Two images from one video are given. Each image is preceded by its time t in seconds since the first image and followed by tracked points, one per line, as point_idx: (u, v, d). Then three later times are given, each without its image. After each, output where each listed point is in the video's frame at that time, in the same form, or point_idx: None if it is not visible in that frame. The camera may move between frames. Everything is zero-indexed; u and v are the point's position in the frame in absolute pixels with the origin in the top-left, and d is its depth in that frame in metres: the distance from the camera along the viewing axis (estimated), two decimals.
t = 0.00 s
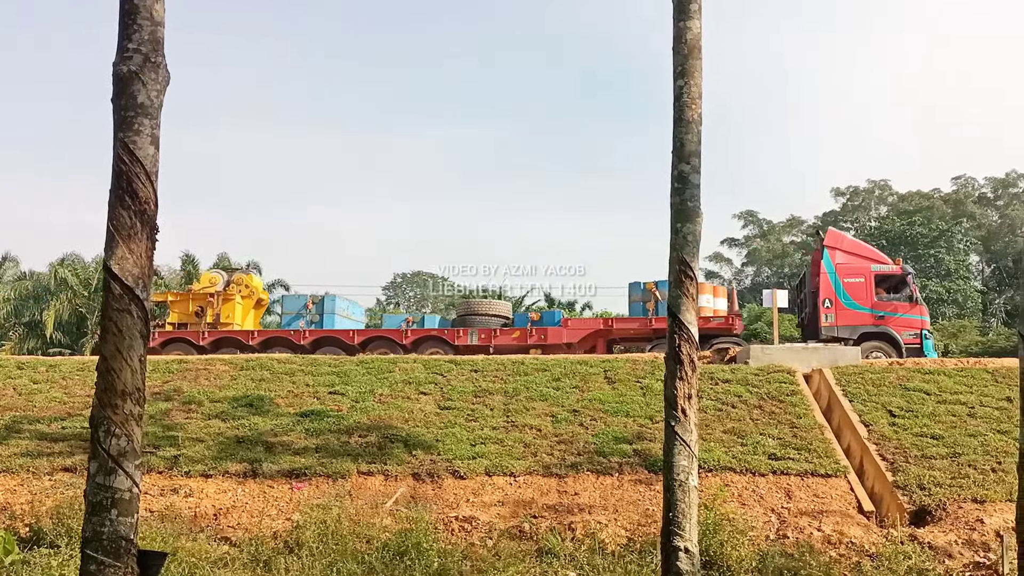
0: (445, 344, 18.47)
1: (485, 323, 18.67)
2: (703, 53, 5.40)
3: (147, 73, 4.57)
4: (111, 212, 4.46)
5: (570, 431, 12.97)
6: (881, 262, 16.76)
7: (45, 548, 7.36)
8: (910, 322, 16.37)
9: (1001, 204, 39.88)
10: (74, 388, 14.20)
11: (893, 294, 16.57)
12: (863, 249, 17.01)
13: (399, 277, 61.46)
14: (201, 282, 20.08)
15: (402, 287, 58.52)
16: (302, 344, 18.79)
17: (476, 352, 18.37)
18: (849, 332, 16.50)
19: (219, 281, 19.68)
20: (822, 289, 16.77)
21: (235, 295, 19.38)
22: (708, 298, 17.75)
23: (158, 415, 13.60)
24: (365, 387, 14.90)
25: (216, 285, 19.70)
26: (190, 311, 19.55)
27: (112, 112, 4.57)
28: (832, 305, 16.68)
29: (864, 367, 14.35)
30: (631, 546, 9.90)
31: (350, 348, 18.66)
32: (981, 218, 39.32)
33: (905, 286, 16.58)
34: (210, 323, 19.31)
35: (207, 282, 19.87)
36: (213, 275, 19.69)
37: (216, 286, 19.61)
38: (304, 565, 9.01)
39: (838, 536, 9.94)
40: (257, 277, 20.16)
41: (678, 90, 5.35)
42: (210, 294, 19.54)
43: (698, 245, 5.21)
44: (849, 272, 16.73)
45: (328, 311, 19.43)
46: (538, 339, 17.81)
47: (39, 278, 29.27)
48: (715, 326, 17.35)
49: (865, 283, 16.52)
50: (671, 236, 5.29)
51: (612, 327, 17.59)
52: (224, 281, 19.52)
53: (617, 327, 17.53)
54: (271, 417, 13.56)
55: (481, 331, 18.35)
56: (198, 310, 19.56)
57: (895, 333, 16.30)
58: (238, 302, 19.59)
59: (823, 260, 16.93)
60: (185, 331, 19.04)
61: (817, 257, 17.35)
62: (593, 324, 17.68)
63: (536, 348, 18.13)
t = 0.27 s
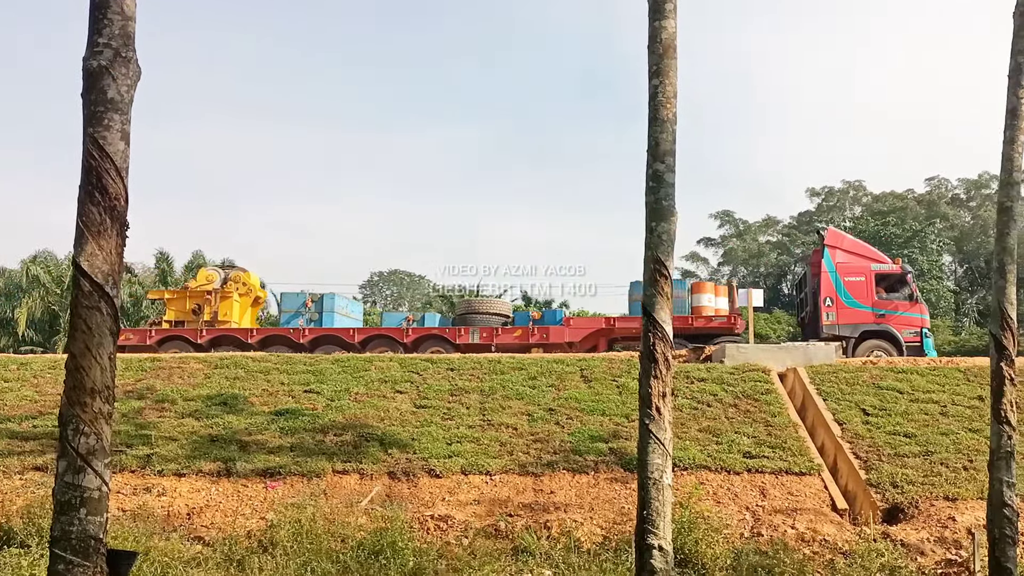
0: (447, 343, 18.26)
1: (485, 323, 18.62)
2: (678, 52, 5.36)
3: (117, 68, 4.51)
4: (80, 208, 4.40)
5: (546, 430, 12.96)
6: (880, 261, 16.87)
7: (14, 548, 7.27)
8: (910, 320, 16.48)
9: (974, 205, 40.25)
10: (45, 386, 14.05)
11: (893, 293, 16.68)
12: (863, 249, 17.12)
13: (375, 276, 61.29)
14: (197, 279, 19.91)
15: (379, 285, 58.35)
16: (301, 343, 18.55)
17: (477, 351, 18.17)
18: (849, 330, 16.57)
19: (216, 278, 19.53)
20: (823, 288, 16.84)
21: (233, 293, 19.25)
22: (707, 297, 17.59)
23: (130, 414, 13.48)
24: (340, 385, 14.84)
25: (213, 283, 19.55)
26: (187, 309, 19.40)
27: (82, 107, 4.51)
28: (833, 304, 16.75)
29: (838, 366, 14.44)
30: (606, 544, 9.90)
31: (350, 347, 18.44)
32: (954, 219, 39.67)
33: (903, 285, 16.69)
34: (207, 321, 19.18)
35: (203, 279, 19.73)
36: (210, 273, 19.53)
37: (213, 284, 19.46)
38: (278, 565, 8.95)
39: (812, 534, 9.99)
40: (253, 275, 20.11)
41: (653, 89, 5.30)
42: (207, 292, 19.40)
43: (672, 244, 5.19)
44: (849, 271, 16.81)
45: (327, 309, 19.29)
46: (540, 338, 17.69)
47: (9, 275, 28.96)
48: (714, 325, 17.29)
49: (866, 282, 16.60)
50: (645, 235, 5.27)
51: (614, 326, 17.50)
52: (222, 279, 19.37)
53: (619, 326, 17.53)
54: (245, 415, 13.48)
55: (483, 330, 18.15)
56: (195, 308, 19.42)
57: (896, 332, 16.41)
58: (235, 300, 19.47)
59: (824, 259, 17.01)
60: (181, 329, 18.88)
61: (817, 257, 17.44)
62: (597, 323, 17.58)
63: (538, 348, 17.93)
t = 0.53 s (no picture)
0: (449, 340, 18.16)
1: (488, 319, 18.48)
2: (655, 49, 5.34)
3: (89, 61, 4.45)
4: (50, 202, 4.34)
5: (523, 428, 12.95)
6: (883, 260, 16.91)
7: None
8: (913, 319, 16.58)
9: (949, 205, 40.55)
10: (16, 383, 13.91)
11: (896, 291, 16.74)
12: (866, 247, 17.15)
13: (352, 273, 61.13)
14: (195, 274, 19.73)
15: (356, 282, 58.16)
16: (302, 340, 18.38)
17: (480, 348, 18.04)
18: (853, 329, 16.60)
19: (216, 274, 19.37)
20: (826, 286, 16.85)
21: (234, 290, 19.10)
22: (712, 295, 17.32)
23: (103, 411, 13.36)
24: (316, 382, 14.77)
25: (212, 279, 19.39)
26: (185, 305, 19.22)
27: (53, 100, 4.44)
28: (836, 303, 16.77)
29: (813, 364, 14.51)
30: (582, 541, 9.91)
31: (351, 343, 18.28)
32: (929, 218, 39.95)
33: (905, 283, 16.75)
34: (207, 317, 19.02)
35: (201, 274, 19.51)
36: (209, 269, 19.37)
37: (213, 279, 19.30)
38: (252, 563, 8.90)
39: (787, 531, 10.03)
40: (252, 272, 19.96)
41: (630, 87, 5.28)
42: (206, 288, 19.24)
43: (649, 241, 5.18)
44: (853, 269, 16.84)
45: (329, 306, 19.06)
46: (544, 335, 17.60)
47: None
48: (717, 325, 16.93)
49: (869, 281, 16.63)
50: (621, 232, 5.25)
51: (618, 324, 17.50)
52: (222, 275, 19.22)
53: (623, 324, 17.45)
54: (220, 412, 13.39)
55: (486, 327, 17.98)
56: (194, 304, 19.25)
57: (899, 331, 16.49)
58: (234, 296, 19.32)
59: (827, 258, 17.03)
60: (180, 325, 18.67)
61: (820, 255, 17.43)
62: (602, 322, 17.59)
63: (541, 344, 17.91)
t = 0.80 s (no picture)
0: (452, 335, 18.27)
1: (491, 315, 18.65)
2: (635, 45, 5.32)
3: (63, 51, 4.39)
4: (23, 193, 4.27)
5: (500, 423, 12.93)
6: (886, 258, 17.02)
7: None
8: (916, 317, 16.70)
9: (924, 203, 40.87)
10: None
11: (898, 289, 16.86)
12: (869, 244, 17.24)
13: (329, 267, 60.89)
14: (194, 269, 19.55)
15: (334, 277, 57.95)
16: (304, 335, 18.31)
17: (483, 344, 18.18)
18: (856, 326, 16.73)
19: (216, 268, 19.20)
20: (829, 283, 16.94)
21: (234, 283, 18.92)
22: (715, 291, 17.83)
23: (76, 405, 13.23)
24: (292, 377, 14.71)
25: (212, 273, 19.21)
26: (185, 299, 18.98)
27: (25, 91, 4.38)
28: (839, 301, 16.87)
29: (790, 360, 14.58)
30: (559, 537, 9.92)
31: (354, 338, 18.28)
32: (904, 216, 40.27)
33: (908, 281, 16.85)
34: (207, 311, 18.79)
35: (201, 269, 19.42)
36: (209, 263, 19.21)
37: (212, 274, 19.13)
38: (227, 558, 8.85)
39: (763, 527, 10.08)
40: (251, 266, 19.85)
41: (610, 82, 5.26)
42: (206, 282, 19.04)
43: (628, 237, 5.17)
44: (856, 267, 16.93)
45: (331, 300, 18.90)
46: (549, 331, 17.74)
47: None
48: (722, 320, 17.36)
49: (872, 279, 16.74)
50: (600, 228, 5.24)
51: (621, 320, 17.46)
52: (222, 268, 19.05)
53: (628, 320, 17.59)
54: (195, 407, 13.30)
55: (490, 322, 18.18)
56: (194, 297, 19.02)
57: (902, 329, 16.61)
58: (234, 289, 19.14)
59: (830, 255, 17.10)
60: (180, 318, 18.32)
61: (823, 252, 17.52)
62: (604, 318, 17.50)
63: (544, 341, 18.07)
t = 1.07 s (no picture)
0: (457, 332, 18.06)
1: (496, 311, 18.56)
2: (619, 41, 5.29)
3: (41, 40, 4.33)
4: None
5: (481, 420, 12.90)
6: (891, 256, 17.04)
7: None
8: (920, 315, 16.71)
9: (903, 202, 41.13)
10: None
11: (902, 287, 16.88)
12: (873, 242, 17.26)
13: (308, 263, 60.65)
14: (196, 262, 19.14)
15: (313, 272, 57.74)
16: (307, 331, 17.96)
17: (488, 340, 17.98)
18: (860, 324, 16.77)
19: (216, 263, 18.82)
20: (833, 281, 16.98)
21: (236, 280, 18.53)
22: (720, 290, 17.61)
23: (53, 400, 13.10)
24: (272, 373, 14.62)
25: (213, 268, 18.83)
26: (186, 294, 18.66)
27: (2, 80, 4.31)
28: (843, 298, 16.92)
29: (770, 358, 14.62)
30: (540, 533, 9.91)
31: (358, 335, 17.99)
32: (883, 215, 40.55)
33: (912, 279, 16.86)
34: (208, 307, 18.47)
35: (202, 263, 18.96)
36: (210, 257, 18.80)
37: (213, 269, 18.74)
38: (204, 555, 8.78)
39: (743, 524, 10.09)
40: (254, 260, 19.39)
41: (594, 77, 5.22)
42: (207, 277, 18.69)
43: (612, 233, 5.15)
44: (860, 265, 16.95)
45: (334, 296, 18.55)
46: (554, 327, 17.64)
47: None
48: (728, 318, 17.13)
49: (875, 277, 16.76)
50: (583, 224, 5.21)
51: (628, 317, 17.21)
52: (223, 264, 18.68)
53: (631, 317, 17.47)
54: (173, 403, 13.19)
55: (494, 319, 18.02)
56: (195, 293, 18.70)
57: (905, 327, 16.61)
58: (236, 285, 18.75)
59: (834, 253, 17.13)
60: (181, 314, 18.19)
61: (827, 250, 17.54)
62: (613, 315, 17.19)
63: (550, 338, 17.90)
